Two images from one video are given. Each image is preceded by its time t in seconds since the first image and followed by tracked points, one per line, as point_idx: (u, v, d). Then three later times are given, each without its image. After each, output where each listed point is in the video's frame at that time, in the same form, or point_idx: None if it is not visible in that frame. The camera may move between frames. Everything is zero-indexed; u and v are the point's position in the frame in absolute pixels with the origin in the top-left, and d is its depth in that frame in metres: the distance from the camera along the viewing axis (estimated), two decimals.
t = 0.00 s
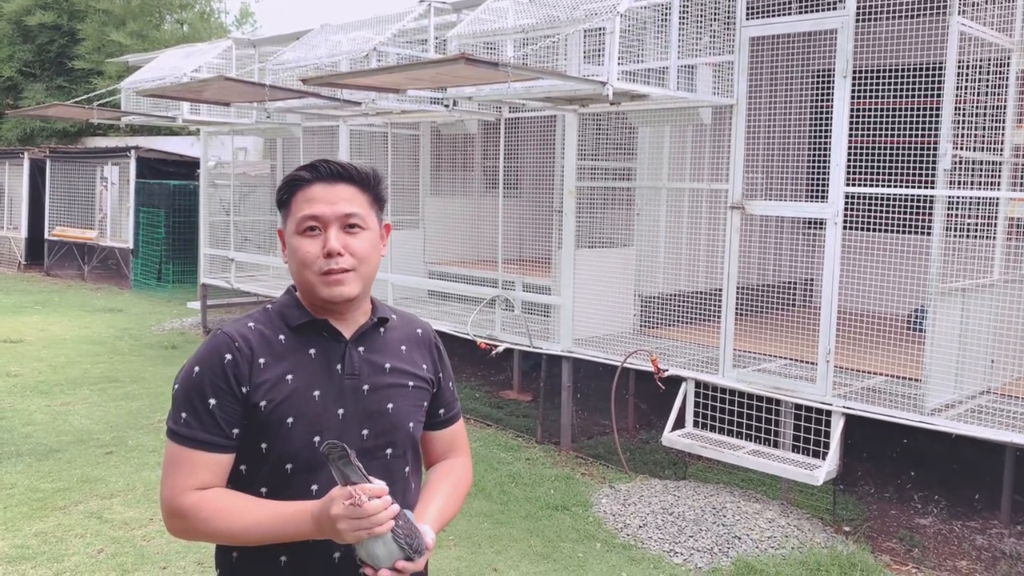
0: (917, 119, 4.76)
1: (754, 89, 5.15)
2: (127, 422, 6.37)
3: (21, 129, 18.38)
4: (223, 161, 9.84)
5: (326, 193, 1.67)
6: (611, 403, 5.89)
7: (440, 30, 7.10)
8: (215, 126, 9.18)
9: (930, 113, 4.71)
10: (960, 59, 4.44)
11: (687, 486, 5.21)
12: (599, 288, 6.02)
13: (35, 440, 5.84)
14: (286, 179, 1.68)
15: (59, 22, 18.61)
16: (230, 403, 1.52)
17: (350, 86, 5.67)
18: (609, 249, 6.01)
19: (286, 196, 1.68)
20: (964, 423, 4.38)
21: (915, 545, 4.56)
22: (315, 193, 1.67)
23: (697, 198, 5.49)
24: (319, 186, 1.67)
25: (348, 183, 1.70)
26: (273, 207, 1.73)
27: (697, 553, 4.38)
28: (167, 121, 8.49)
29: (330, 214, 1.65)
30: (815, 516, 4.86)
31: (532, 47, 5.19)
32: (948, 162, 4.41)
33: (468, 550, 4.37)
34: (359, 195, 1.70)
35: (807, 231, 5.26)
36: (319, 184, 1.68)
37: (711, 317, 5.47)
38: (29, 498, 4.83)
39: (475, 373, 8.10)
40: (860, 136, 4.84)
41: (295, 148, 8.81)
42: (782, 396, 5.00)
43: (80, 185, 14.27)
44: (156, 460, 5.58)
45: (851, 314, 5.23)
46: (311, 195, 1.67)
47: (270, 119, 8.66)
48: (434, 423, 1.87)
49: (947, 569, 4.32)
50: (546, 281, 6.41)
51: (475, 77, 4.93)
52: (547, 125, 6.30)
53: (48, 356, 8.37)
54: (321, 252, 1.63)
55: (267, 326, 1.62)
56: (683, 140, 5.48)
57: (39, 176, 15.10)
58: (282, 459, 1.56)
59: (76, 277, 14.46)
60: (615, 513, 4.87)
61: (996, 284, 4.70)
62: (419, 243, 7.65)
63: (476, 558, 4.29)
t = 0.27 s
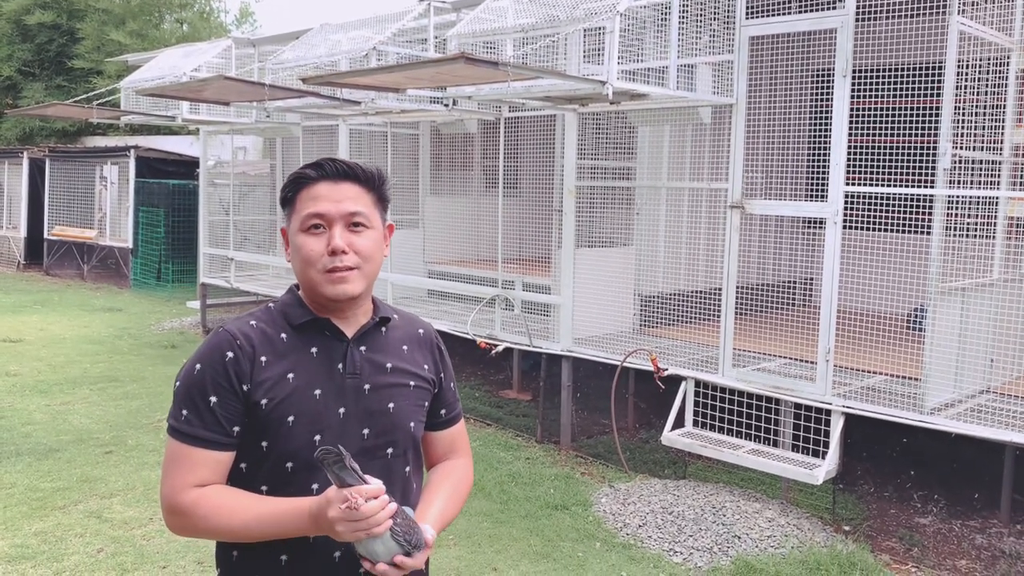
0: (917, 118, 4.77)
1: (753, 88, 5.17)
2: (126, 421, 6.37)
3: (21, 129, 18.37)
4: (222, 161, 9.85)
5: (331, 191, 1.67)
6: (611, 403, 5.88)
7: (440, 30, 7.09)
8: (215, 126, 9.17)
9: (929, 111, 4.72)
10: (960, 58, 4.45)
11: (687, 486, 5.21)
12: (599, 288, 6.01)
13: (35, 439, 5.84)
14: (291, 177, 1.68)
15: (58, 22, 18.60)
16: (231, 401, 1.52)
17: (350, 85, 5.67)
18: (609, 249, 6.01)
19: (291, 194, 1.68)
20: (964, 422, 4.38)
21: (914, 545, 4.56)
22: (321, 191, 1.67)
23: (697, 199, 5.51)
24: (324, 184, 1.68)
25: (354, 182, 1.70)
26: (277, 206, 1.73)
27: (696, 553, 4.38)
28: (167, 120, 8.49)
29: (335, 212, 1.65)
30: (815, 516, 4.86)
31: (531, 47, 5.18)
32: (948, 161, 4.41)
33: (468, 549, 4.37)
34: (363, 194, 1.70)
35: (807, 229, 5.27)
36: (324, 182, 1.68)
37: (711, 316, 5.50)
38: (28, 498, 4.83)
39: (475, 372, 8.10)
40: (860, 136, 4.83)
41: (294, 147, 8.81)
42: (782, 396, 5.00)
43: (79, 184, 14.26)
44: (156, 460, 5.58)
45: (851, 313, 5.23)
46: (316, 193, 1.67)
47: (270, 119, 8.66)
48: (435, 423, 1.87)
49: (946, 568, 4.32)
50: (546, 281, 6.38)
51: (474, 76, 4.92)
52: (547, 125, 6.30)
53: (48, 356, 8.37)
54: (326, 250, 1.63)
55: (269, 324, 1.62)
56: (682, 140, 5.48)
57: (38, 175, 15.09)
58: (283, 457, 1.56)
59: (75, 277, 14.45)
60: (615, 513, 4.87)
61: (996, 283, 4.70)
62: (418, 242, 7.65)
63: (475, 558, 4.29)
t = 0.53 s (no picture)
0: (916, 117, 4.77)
1: (751, 88, 5.17)
2: (125, 422, 6.37)
3: (19, 130, 18.36)
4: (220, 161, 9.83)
5: (346, 193, 1.67)
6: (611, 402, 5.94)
7: (438, 30, 7.09)
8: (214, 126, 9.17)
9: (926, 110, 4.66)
10: (958, 57, 4.46)
11: (686, 485, 5.21)
12: (598, 288, 6.02)
13: (34, 440, 5.83)
14: (305, 178, 1.68)
15: (57, 22, 18.59)
16: (231, 405, 1.52)
17: (349, 86, 5.67)
18: (608, 248, 6.00)
19: (304, 195, 1.67)
20: (963, 421, 4.38)
21: (913, 543, 4.57)
22: (336, 193, 1.67)
23: (695, 200, 5.52)
24: (339, 186, 1.68)
25: (366, 185, 1.71)
26: (286, 207, 1.71)
27: (696, 552, 4.38)
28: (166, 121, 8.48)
29: (351, 214, 1.65)
30: (814, 515, 4.87)
31: (530, 47, 5.18)
32: (946, 159, 4.43)
33: (468, 549, 4.37)
34: (375, 198, 1.71)
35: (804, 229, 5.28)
36: (339, 184, 1.68)
37: (710, 316, 5.48)
38: (28, 499, 4.83)
39: (474, 372, 8.10)
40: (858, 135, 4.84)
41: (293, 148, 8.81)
42: (781, 395, 5.00)
43: (77, 185, 14.26)
44: (156, 461, 5.58)
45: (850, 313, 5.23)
46: (331, 194, 1.67)
47: (269, 119, 8.66)
48: (435, 424, 1.87)
49: (946, 566, 4.33)
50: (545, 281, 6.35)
51: (473, 76, 4.92)
52: (545, 125, 6.30)
53: (47, 357, 8.37)
54: (343, 251, 1.62)
55: (270, 327, 1.62)
56: (681, 141, 5.50)
57: (36, 175, 15.08)
58: (284, 460, 1.56)
59: (74, 277, 14.44)
60: (614, 512, 4.87)
61: (994, 282, 4.70)
62: (417, 242, 7.65)
63: (475, 557, 4.29)
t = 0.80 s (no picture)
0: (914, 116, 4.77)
1: (749, 87, 5.17)
2: (124, 423, 6.36)
3: (17, 130, 18.35)
4: (217, 161, 9.81)
5: (340, 195, 1.67)
6: (609, 402, 5.99)
7: (435, 29, 7.07)
8: (213, 126, 9.18)
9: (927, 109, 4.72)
10: (954, 56, 4.45)
11: (685, 484, 5.21)
12: (597, 288, 6.02)
13: (32, 441, 5.82)
14: (298, 178, 1.66)
15: (54, 23, 18.56)
16: (216, 412, 1.51)
17: (347, 85, 5.67)
18: (607, 248, 6.01)
19: (296, 197, 1.66)
20: (960, 420, 4.39)
21: (912, 542, 4.57)
22: (329, 195, 1.66)
23: (694, 200, 5.51)
24: (332, 188, 1.67)
25: (357, 187, 1.72)
26: (273, 207, 1.68)
27: (695, 551, 4.39)
28: (163, 121, 8.48)
29: (347, 217, 1.65)
30: (813, 514, 4.87)
31: (528, 46, 5.17)
32: (944, 158, 4.43)
33: (467, 549, 4.38)
34: (365, 200, 1.72)
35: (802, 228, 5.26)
36: (331, 185, 1.68)
37: (707, 316, 5.46)
38: (26, 500, 4.82)
39: (473, 372, 8.10)
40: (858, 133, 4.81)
41: (291, 148, 8.81)
42: (779, 395, 5.00)
43: (75, 185, 14.24)
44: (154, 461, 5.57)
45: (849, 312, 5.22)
46: (324, 196, 1.66)
47: (266, 119, 8.67)
48: (421, 422, 1.87)
49: (944, 565, 4.33)
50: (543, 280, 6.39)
51: (471, 75, 4.92)
52: (544, 124, 6.30)
53: (45, 357, 8.36)
54: (341, 255, 1.62)
55: (253, 331, 1.61)
56: (679, 141, 5.50)
57: (34, 176, 15.07)
58: (273, 465, 1.56)
59: (72, 278, 14.42)
60: (613, 512, 4.87)
61: (992, 281, 4.70)
62: (415, 242, 7.66)
63: (474, 557, 4.29)
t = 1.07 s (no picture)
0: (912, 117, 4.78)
1: (747, 87, 5.15)
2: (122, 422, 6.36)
3: (14, 130, 18.33)
4: (215, 161, 9.84)
5: (302, 194, 1.65)
6: (607, 401, 5.96)
7: (433, 29, 7.07)
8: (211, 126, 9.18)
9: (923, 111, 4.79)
10: (952, 57, 4.46)
11: (683, 484, 5.22)
12: (595, 288, 6.01)
13: (30, 441, 5.82)
14: (258, 178, 1.63)
15: (52, 22, 18.53)
16: (184, 422, 1.47)
17: (346, 85, 5.67)
18: (605, 247, 6.02)
19: (256, 196, 1.62)
20: (958, 419, 4.40)
21: (910, 541, 4.58)
22: (292, 193, 1.63)
23: (692, 201, 5.54)
24: (293, 186, 1.64)
25: (318, 184, 1.69)
26: (231, 208, 1.64)
27: (693, 550, 4.39)
28: (161, 121, 8.47)
29: (311, 216, 1.63)
30: (811, 513, 4.88)
31: (526, 46, 5.17)
32: (941, 158, 4.43)
33: (466, 549, 4.37)
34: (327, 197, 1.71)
35: (800, 228, 5.25)
36: (292, 183, 1.65)
37: (705, 316, 5.45)
38: (24, 500, 4.82)
39: (471, 372, 8.10)
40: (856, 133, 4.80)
41: (289, 148, 8.82)
42: (778, 394, 4.99)
43: (73, 185, 14.23)
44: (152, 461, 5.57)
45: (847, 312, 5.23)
46: (286, 195, 1.63)
47: (264, 118, 8.67)
48: (387, 421, 1.88)
49: (943, 564, 4.33)
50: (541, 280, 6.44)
51: (470, 75, 4.92)
52: (542, 124, 6.30)
53: (43, 357, 8.36)
54: (306, 255, 1.60)
55: (217, 335, 1.57)
56: (677, 140, 5.51)
57: (31, 176, 15.05)
58: (245, 473, 1.53)
59: (70, 278, 14.41)
60: (612, 511, 4.87)
61: (990, 280, 4.71)
62: (413, 242, 7.68)
63: (473, 557, 4.29)
